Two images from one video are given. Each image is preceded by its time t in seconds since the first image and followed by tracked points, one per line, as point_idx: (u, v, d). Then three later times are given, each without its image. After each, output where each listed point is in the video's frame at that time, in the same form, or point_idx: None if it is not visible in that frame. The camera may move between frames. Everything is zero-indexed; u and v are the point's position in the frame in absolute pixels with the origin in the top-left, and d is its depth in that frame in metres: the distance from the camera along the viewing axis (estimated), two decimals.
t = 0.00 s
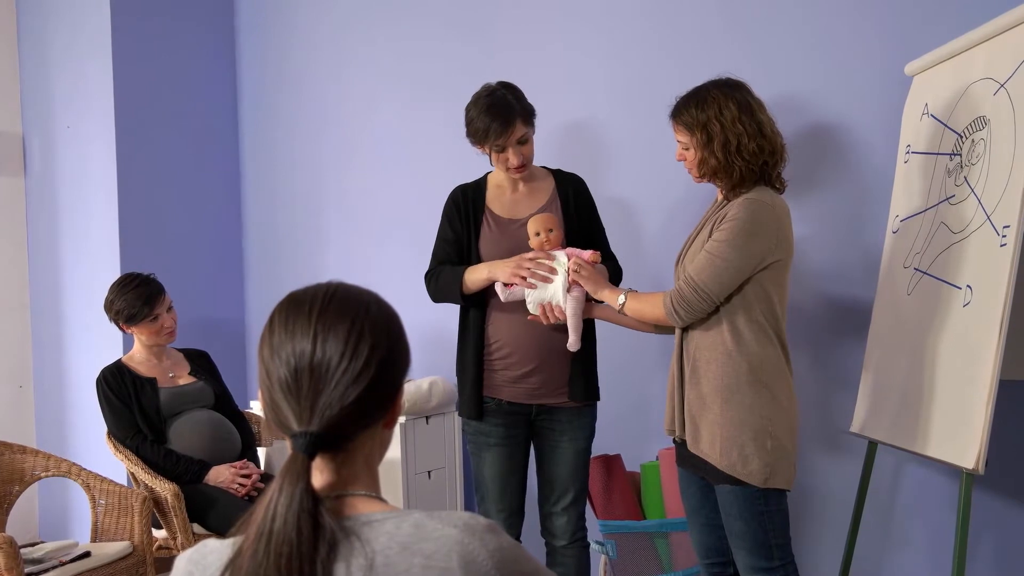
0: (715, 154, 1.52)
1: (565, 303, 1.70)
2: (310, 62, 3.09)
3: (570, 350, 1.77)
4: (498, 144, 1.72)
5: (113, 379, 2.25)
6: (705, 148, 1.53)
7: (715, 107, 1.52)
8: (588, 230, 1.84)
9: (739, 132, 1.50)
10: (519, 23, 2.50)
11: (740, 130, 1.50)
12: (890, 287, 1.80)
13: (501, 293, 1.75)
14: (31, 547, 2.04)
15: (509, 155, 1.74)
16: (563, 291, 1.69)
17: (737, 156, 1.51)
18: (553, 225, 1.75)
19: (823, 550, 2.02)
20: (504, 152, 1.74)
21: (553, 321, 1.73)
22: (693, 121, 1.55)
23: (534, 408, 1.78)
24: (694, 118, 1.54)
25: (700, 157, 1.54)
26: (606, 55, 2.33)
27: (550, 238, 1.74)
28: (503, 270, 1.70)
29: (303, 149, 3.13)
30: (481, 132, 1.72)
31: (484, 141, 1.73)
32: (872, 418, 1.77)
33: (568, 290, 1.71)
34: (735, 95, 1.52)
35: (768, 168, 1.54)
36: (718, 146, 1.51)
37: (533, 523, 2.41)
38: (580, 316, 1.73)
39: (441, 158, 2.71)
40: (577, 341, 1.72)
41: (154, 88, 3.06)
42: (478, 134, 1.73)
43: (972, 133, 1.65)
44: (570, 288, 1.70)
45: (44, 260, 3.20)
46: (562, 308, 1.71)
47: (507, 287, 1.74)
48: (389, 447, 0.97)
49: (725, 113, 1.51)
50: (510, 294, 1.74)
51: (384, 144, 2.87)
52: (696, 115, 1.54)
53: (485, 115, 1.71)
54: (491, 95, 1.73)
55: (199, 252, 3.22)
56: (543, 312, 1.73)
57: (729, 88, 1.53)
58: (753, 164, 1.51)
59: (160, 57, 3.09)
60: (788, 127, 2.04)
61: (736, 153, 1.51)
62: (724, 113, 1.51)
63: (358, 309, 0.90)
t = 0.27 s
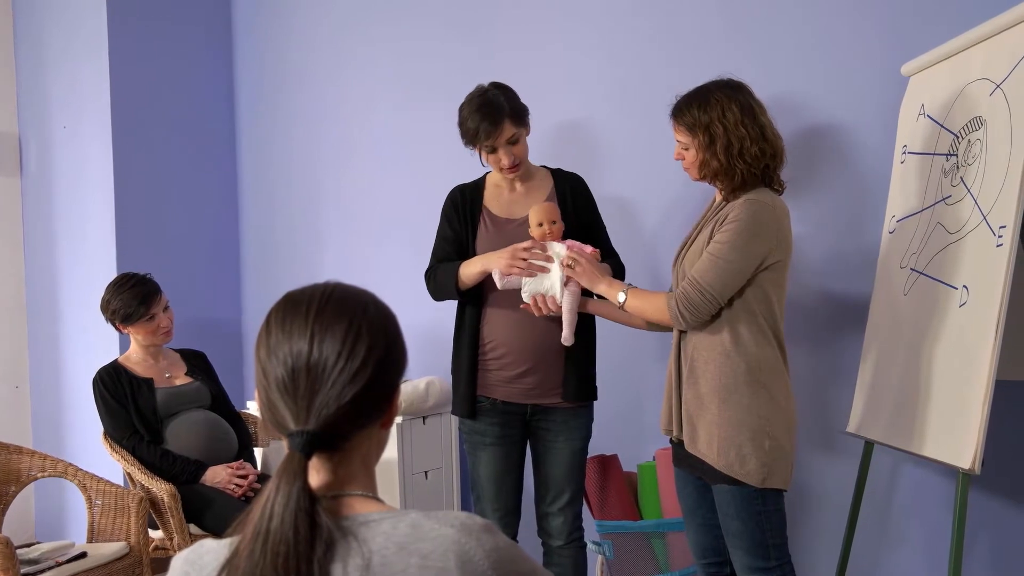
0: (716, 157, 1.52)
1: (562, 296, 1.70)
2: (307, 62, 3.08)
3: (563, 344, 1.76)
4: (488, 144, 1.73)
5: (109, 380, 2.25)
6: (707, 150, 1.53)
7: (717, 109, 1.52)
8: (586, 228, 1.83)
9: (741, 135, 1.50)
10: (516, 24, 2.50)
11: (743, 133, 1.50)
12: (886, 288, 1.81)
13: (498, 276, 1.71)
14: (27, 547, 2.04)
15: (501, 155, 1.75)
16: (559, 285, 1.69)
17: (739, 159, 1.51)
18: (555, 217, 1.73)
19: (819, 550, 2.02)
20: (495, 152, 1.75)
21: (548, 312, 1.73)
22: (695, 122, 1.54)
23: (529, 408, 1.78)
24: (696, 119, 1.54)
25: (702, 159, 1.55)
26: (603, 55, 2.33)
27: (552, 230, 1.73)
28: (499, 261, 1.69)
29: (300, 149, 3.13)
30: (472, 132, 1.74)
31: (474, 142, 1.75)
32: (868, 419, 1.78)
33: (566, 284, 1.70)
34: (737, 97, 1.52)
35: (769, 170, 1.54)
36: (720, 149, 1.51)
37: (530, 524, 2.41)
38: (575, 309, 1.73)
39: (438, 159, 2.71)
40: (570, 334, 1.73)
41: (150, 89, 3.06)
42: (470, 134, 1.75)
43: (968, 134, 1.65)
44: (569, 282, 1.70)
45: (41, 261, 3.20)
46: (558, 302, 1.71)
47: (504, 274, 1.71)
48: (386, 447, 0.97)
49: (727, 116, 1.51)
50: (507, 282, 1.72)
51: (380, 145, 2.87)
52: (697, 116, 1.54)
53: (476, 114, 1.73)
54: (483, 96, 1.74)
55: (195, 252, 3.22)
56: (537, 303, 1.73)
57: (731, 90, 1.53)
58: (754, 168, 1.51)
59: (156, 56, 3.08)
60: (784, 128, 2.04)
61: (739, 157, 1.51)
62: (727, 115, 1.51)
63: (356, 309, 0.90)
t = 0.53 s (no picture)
0: (722, 160, 1.52)
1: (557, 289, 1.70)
2: (305, 63, 3.08)
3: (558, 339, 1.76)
4: (482, 146, 1.74)
5: (106, 380, 2.25)
6: (713, 153, 1.53)
7: (722, 111, 1.52)
8: (583, 229, 1.82)
9: (746, 138, 1.50)
10: (513, 24, 2.50)
11: (748, 136, 1.50)
12: (883, 288, 1.81)
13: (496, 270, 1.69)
14: (23, 547, 2.04)
15: (496, 156, 1.75)
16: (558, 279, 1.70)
17: (745, 162, 1.51)
18: (557, 213, 1.75)
19: (816, 550, 2.03)
20: (490, 153, 1.75)
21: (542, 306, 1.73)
22: (699, 125, 1.54)
23: (526, 409, 1.78)
24: (700, 121, 1.54)
25: (707, 161, 1.54)
26: (601, 56, 2.33)
27: (552, 225, 1.74)
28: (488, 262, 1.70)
29: (297, 150, 3.13)
30: (467, 134, 1.74)
31: (470, 143, 1.76)
32: (865, 419, 1.78)
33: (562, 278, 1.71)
34: (740, 100, 1.52)
35: (773, 174, 1.54)
36: (725, 152, 1.51)
37: (527, 524, 2.41)
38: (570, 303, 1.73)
39: (435, 159, 2.71)
40: (564, 331, 1.73)
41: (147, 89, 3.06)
42: (464, 136, 1.75)
43: (965, 134, 1.65)
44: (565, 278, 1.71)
45: (37, 261, 3.19)
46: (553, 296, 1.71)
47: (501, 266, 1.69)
48: (382, 447, 0.97)
49: (732, 119, 1.51)
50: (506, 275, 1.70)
51: (377, 146, 2.87)
52: (702, 118, 1.54)
53: (470, 115, 1.73)
54: (478, 97, 1.75)
55: (193, 253, 3.21)
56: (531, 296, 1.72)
57: (734, 93, 1.53)
58: (758, 171, 1.51)
59: (153, 56, 3.08)
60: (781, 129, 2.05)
61: (743, 160, 1.51)
62: (732, 118, 1.51)
63: (353, 310, 0.90)
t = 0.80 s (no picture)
0: (713, 153, 1.52)
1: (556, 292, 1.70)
2: (302, 63, 3.08)
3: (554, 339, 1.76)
4: (478, 147, 1.74)
5: (103, 380, 2.25)
6: (704, 146, 1.53)
7: (718, 106, 1.52)
8: (581, 228, 1.82)
9: (740, 134, 1.50)
10: (511, 25, 2.51)
11: (742, 132, 1.50)
12: (880, 288, 1.81)
13: (493, 266, 1.71)
14: (20, 548, 2.04)
15: (492, 156, 1.75)
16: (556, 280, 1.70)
17: (735, 157, 1.51)
18: (560, 212, 1.74)
19: (814, 550, 2.03)
20: (486, 153, 1.75)
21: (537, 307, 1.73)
22: (695, 117, 1.54)
23: (524, 409, 1.78)
24: (697, 114, 1.54)
25: (698, 154, 1.54)
26: (598, 56, 2.33)
27: (556, 225, 1.73)
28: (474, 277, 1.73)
29: (295, 150, 3.13)
30: (462, 134, 1.74)
31: (466, 144, 1.76)
32: (862, 419, 1.78)
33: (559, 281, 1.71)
34: (740, 97, 1.52)
35: (765, 172, 1.54)
36: (717, 146, 1.51)
37: (525, 524, 2.41)
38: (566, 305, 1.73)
39: (433, 160, 2.71)
40: (560, 332, 1.73)
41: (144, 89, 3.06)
42: (460, 136, 1.75)
43: (962, 135, 1.66)
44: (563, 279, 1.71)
45: (35, 261, 3.19)
46: (549, 298, 1.71)
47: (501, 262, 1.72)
48: (379, 447, 0.97)
49: (728, 114, 1.51)
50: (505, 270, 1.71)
51: (375, 146, 2.87)
52: (698, 112, 1.54)
53: (465, 115, 1.73)
54: (474, 98, 1.75)
55: (190, 253, 3.21)
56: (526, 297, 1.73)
57: (735, 90, 1.53)
58: (749, 167, 1.51)
59: (150, 56, 3.08)
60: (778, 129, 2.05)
61: (735, 155, 1.51)
62: (728, 113, 1.51)
63: (350, 309, 0.90)
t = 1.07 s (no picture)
0: (713, 151, 1.52)
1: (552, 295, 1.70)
2: (300, 63, 3.08)
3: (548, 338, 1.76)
4: (471, 148, 1.74)
5: (97, 383, 2.25)
6: (704, 143, 1.53)
7: (718, 104, 1.52)
8: (579, 227, 1.82)
9: (740, 131, 1.50)
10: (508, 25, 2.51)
11: (741, 130, 1.50)
12: (877, 288, 1.81)
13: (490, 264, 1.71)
14: (17, 548, 2.04)
15: (486, 159, 1.76)
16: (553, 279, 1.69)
17: (735, 155, 1.51)
18: (558, 211, 1.74)
19: (811, 550, 2.03)
20: (479, 155, 1.75)
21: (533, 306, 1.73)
22: (694, 116, 1.55)
23: (522, 410, 1.78)
24: (697, 113, 1.54)
25: (699, 151, 1.54)
26: (596, 56, 2.33)
27: (552, 224, 1.74)
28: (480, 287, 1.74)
29: (293, 150, 3.13)
30: (455, 136, 1.74)
31: (459, 146, 1.76)
32: (859, 419, 1.78)
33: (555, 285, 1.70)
34: (740, 96, 1.52)
35: (764, 171, 1.54)
36: (716, 143, 1.52)
37: (522, 524, 2.41)
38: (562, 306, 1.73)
39: (430, 160, 2.71)
40: (555, 331, 1.73)
41: (141, 90, 3.05)
42: (453, 138, 1.75)
43: (959, 135, 1.66)
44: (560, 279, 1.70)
45: (31, 261, 3.19)
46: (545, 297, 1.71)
47: (498, 261, 1.72)
48: (377, 447, 0.97)
49: (728, 111, 1.51)
50: (502, 269, 1.70)
51: (372, 146, 2.87)
52: (698, 109, 1.54)
53: (457, 118, 1.73)
54: (466, 99, 1.75)
55: (188, 253, 3.21)
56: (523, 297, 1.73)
57: (735, 88, 1.53)
58: (749, 165, 1.51)
59: (147, 56, 3.08)
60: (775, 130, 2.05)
61: (735, 153, 1.51)
62: (727, 111, 1.51)
63: (348, 309, 0.90)
